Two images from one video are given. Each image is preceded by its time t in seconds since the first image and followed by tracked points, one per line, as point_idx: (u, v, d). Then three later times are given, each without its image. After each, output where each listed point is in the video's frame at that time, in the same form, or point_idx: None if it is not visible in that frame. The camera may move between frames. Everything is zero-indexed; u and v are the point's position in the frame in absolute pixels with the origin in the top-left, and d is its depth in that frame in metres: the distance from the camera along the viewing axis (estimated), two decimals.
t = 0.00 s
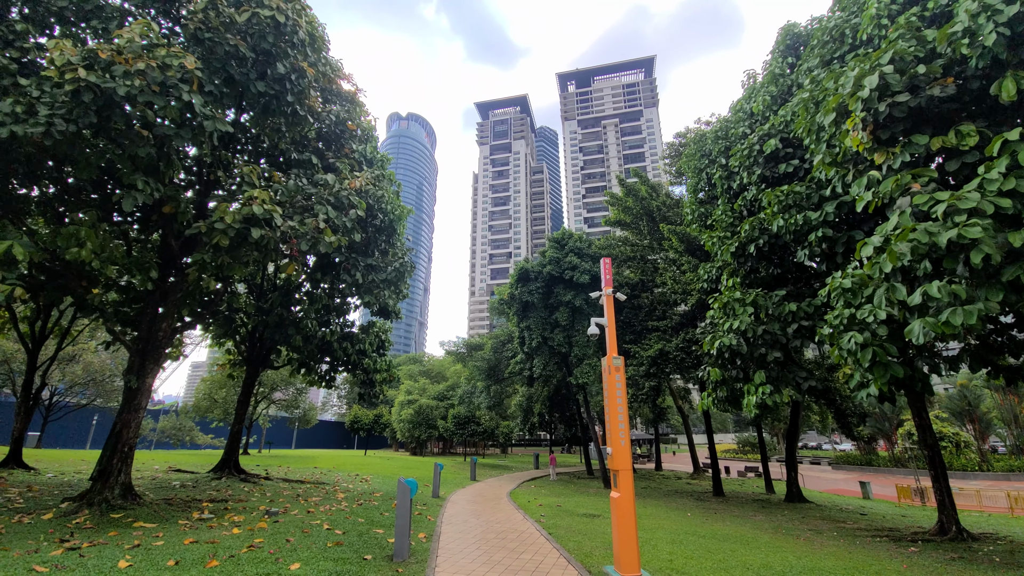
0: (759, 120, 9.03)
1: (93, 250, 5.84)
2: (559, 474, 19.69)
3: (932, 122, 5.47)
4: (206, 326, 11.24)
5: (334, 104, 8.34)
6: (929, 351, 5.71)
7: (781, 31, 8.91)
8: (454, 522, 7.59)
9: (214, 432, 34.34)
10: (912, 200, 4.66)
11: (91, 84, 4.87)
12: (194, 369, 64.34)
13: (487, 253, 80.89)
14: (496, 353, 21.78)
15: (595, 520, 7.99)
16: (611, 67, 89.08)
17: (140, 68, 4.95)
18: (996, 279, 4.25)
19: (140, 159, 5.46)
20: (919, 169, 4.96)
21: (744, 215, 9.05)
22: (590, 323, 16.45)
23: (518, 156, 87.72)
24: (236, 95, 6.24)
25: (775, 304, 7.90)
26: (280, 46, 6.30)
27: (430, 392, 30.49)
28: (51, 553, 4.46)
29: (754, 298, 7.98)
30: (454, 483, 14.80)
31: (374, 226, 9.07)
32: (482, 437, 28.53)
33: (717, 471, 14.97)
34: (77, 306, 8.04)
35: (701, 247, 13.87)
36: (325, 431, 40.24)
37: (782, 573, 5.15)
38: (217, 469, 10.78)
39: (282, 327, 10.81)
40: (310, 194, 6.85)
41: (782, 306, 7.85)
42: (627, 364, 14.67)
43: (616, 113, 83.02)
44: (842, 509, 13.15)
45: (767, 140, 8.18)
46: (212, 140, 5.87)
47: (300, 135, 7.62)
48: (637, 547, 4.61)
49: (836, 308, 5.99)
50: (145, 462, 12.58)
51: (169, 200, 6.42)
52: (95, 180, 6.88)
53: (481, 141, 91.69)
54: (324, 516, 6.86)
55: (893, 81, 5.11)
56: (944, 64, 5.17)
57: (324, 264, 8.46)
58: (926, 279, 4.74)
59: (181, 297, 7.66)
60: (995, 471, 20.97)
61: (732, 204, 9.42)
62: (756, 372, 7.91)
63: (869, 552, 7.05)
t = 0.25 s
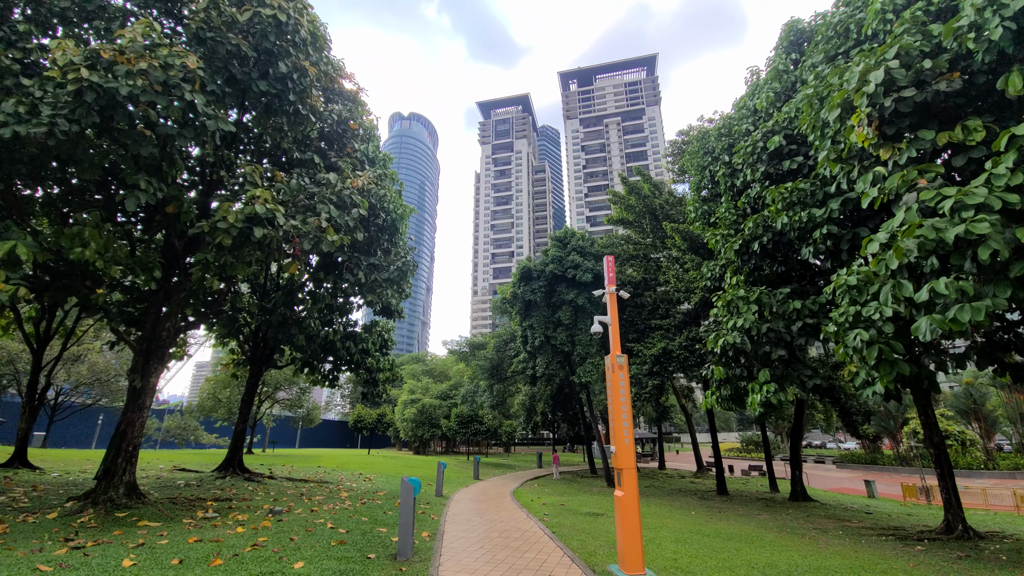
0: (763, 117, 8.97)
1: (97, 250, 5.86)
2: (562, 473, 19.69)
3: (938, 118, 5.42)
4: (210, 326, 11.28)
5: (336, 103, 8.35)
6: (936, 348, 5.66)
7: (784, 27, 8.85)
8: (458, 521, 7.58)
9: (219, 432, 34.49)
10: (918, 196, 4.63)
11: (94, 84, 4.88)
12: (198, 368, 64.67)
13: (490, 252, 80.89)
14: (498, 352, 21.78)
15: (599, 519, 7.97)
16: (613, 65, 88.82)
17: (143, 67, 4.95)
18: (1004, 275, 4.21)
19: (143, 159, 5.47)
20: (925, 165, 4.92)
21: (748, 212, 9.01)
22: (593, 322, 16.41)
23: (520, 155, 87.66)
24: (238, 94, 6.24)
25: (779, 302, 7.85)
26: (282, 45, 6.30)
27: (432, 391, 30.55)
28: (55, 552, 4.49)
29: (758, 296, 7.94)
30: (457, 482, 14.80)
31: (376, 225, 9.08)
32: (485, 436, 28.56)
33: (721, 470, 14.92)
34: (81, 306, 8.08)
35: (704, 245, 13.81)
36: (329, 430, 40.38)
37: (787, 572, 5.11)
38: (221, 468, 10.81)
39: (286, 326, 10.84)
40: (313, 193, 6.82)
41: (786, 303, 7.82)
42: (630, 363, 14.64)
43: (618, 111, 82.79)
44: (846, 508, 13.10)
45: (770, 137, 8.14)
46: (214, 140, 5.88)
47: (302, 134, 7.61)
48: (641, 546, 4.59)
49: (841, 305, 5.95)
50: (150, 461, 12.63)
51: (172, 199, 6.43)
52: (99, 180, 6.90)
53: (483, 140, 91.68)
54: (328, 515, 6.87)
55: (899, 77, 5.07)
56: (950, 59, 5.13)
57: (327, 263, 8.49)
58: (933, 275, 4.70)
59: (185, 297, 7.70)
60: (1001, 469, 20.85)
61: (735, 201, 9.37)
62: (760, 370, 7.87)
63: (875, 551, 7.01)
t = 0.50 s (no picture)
0: (769, 108, 8.83)
1: (97, 243, 5.82)
2: (565, 467, 19.71)
3: (951, 106, 5.30)
4: (212, 320, 11.27)
5: (336, 95, 8.26)
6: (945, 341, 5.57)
7: (792, 15, 8.68)
8: (460, 514, 7.57)
9: (223, 425, 34.70)
10: (930, 185, 4.52)
11: (90, 73, 4.81)
12: (202, 363, 65.08)
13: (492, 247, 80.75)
14: (501, 346, 21.76)
15: (601, 512, 7.95)
16: (616, 58, 88.04)
17: (139, 56, 4.87)
18: (1019, 266, 4.11)
19: (141, 150, 5.41)
20: (937, 153, 4.81)
21: (753, 204, 8.89)
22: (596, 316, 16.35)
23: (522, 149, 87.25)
24: (237, 85, 6.16)
25: (784, 295, 7.76)
26: (280, 33, 6.20)
27: (435, 385, 30.63)
28: (56, 545, 4.49)
29: (763, 289, 7.85)
30: (460, 475, 14.83)
31: (378, 218, 9.01)
32: (487, 430, 28.62)
33: (723, 464, 14.89)
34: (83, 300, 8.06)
35: (708, 239, 13.69)
36: (332, 424, 40.59)
37: (792, 566, 5.07)
38: (225, 461, 10.83)
39: (288, 320, 10.81)
40: (313, 185, 6.74)
41: (792, 297, 7.72)
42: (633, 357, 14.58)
43: (621, 104, 82.14)
44: (850, 502, 13.06)
45: (777, 128, 8.00)
46: (213, 131, 5.81)
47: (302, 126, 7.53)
48: (645, 540, 4.55)
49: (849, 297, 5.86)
50: (154, 454, 12.69)
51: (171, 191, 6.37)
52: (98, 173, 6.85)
53: (485, 134, 91.27)
54: (330, 508, 6.86)
55: (910, 63, 4.95)
56: (963, 44, 5.00)
57: (329, 256, 8.44)
58: (944, 267, 4.61)
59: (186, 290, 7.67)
60: (1005, 464, 20.76)
61: (740, 193, 9.25)
62: (765, 364, 7.80)
63: (881, 545, 6.96)
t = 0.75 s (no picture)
0: (777, 97, 8.64)
1: (93, 234, 5.74)
2: (567, 461, 19.67)
3: (968, 90, 5.13)
4: (213, 313, 11.21)
5: (336, 84, 8.12)
6: (959, 334, 5.43)
7: (801, 1, 8.46)
8: (462, 509, 7.51)
9: (227, 419, 34.87)
10: (947, 171, 4.37)
11: (81, 58, 4.70)
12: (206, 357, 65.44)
13: (494, 241, 80.55)
14: (503, 340, 21.69)
15: (605, 507, 7.89)
16: (619, 51, 87.35)
17: (131, 40, 4.75)
18: None
19: (135, 139, 5.30)
20: (954, 139, 4.65)
21: (760, 196, 8.73)
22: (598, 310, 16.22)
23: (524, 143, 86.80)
24: (234, 72, 6.04)
25: (791, 288, 7.62)
26: (277, 19, 6.06)
27: (437, 379, 30.65)
28: (51, 539, 4.45)
29: (770, 282, 7.71)
30: (462, 469, 14.80)
31: (378, 210, 8.89)
32: (490, 424, 28.63)
33: (727, 459, 14.81)
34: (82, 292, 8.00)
35: (712, 232, 13.52)
36: (335, 418, 40.75)
37: (800, 563, 4.97)
38: (227, 455, 10.80)
39: (288, 314, 10.75)
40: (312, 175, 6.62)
41: (800, 289, 7.58)
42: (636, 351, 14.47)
43: (624, 98, 81.52)
44: (855, 498, 12.96)
45: (785, 117, 7.83)
46: (209, 118, 5.69)
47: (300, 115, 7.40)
48: (650, 536, 4.46)
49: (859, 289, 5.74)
50: (156, 447, 12.69)
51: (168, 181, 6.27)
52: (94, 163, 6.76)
53: (487, 128, 90.83)
54: (331, 502, 6.80)
55: (926, 46, 4.78)
56: (981, 26, 4.82)
57: (328, 248, 8.35)
58: (960, 257, 4.46)
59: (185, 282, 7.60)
60: (1011, 460, 20.61)
61: (747, 185, 9.09)
62: (771, 358, 7.68)
63: (888, 541, 6.86)
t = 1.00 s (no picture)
0: (784, 89, 8.45)
1: (86, 229, 5.62)
2: (570, 460, 19.54)
3: (987, 77, 4.94)
4: (212, 311, 11.11)
5: (334, 77, 7.98)
6: (977, 331, 5.24)
7: None
8: (463, 510, 7.36)
9: (229, 418, 34.89)
10: (967, 161, 4.19)
11: (70, 46, 4.56)
12: (209, 356, 65.59)
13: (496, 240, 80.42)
14: (505, 339, 21.55)
15: (608, 509, 7.73)
16: (622, 49, 86.97)
17: (121, 27, 4.62)
18: None
19: (128, 130, 5.18)
20: (974, 128, 4.46)
21: (767, 190, 8.55)
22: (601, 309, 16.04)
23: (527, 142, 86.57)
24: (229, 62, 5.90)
25: (800, 285, 7.43)
26: (272, 7, 5.91)
27: (439, 378, 30.56)
28: (39, 541, 4.35)
29: (778, 278, 7.52)
30: (464, 468, 14.68)
31: (378, 206, 8.75)
32: (492, 423, 28.51)
33: (731, 458, 14.64)
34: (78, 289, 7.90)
35: (717, 228, 13.32)
36: (337, 416, 40.73)
37: (811, 568, 4.81)
38: (226, 453, 10.70)
39: (288, 311, 10.64)
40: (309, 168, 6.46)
41: (808, 286, 7.40)
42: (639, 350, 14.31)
43: (627, 96, 81.16)
44: (862, 499, 12.78)
45: (793, 110, 7.65)
46: (203, 110, 5.55)
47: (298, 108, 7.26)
48: (656, 540, 4.30)
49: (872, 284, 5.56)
50: (156, 446, 12.62)
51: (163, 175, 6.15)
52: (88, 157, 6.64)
53: (489, 127, 90.64)
54: (329, 502, 6.67)
55: (944, 31, 4.59)
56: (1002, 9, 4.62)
57: (328, 244, 8.22)
58: (981, 250, 4.28)
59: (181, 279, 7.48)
60: (1019, 460, 20.35)
61: (753, 179, 8.90)
62: (779, 356, 7.51)
63: (900, 544, 6.69)
